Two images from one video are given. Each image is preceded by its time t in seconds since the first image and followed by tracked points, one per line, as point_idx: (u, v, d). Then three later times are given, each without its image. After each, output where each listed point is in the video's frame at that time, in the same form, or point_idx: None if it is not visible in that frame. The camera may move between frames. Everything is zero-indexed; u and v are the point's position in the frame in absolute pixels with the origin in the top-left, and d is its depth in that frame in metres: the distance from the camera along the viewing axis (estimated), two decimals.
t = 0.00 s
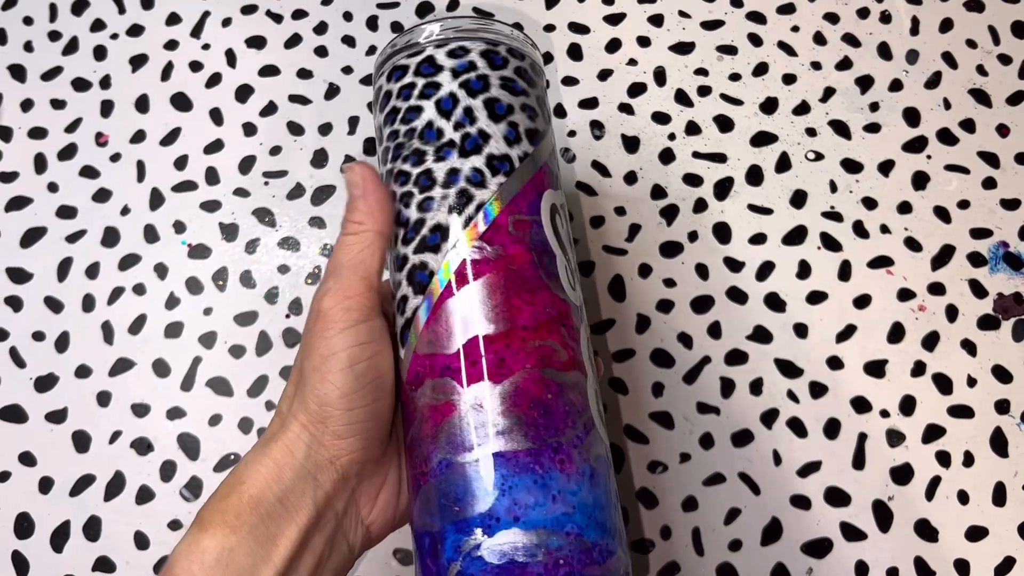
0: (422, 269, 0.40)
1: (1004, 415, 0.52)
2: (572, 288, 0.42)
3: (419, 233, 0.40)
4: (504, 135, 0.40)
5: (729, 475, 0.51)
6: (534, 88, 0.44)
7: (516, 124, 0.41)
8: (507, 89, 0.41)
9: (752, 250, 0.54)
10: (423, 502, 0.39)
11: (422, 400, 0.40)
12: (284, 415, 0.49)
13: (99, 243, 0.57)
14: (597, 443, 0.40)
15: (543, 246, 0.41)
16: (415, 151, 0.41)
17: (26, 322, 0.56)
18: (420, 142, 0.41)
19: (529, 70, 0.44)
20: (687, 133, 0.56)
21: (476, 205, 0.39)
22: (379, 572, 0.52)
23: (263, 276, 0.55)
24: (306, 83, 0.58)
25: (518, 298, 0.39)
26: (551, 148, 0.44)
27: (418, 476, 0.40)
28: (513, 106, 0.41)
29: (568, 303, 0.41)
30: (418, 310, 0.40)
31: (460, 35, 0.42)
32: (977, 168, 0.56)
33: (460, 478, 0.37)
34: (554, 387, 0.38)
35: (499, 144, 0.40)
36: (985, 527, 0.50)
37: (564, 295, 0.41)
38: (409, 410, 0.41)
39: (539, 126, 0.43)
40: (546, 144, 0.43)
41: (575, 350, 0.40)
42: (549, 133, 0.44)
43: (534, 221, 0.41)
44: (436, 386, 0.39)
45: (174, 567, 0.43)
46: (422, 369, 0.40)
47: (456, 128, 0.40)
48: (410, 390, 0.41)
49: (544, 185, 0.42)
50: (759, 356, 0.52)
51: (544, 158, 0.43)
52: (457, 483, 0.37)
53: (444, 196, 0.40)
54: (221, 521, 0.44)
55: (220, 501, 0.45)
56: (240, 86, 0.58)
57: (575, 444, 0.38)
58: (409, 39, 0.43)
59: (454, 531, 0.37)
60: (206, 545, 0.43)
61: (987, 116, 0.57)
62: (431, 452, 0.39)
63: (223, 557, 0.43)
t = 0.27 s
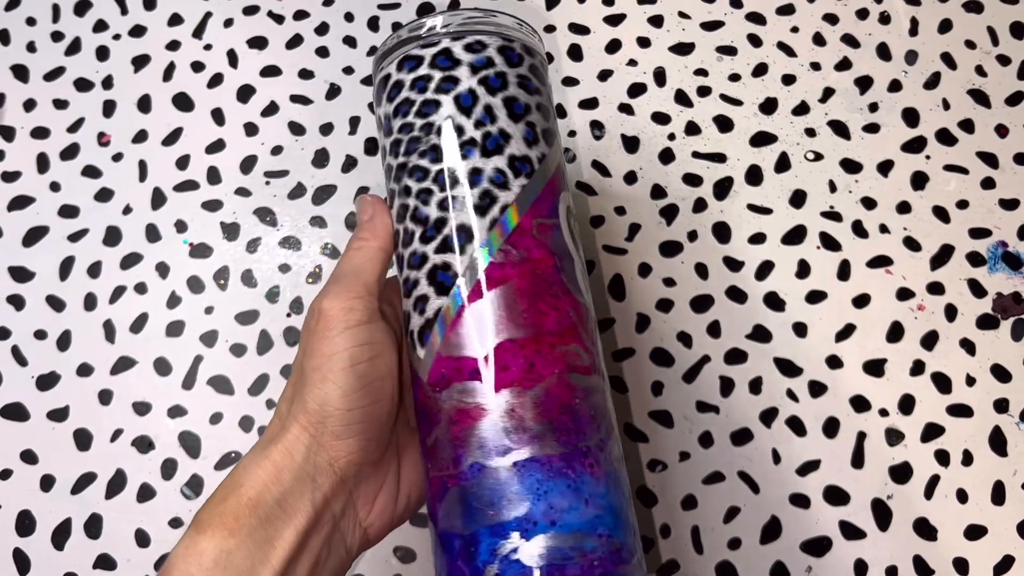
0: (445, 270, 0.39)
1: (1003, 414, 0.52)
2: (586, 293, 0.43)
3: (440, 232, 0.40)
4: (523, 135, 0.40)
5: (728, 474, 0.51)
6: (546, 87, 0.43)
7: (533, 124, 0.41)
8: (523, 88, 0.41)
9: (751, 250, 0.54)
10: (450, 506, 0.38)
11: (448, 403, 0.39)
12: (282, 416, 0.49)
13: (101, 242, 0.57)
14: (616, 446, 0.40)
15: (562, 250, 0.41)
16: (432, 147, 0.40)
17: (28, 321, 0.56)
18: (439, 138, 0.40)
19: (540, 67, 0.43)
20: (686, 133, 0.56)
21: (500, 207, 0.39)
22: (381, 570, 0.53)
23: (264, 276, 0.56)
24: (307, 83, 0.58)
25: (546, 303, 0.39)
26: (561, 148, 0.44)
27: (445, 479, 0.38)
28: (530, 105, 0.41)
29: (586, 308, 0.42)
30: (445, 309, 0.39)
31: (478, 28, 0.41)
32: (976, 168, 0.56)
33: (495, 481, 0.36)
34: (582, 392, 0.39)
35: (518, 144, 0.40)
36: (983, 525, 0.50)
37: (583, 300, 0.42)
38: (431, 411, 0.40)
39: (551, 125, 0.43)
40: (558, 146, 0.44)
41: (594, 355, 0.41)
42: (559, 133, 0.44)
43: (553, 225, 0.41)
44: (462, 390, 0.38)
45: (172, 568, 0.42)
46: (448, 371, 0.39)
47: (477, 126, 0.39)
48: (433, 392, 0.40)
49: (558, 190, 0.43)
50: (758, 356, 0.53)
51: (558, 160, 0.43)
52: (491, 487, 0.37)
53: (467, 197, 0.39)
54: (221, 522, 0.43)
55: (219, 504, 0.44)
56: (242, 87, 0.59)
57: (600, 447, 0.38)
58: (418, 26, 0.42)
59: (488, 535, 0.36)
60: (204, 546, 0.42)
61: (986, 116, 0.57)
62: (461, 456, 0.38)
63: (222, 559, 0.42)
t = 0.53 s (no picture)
0: (477, 258, 0.38)
1: (1000, 412, 0.52)
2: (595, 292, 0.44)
3: (472, 220, 0.38)
4: (550, 131, 0.40)
5: (726, 471, 0.51)
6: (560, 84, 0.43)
7: (556, 121, 0.41)
8: (546, 85, 0.41)
9: (749, 249, 0.55)
10: (480, 495, 0.37)
11: (479, 391, 0.38)
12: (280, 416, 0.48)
13: (103, 240, 0.57)
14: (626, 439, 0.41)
15: (581, 248, 0.42)
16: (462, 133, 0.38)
17: (30, 319, 0.56)
18: (471, 124, 0.38)
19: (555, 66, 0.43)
20: (685, 132, 0.57)
21: (533, 199, 0.38)
22: (380, 566, 0.53)
23: (265, 274, 0.56)
24: (308, 83, 0.59)
25: (573, 297, 0.39)
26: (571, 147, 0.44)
27: (475, 466, 0.37)
28: (553, 102, 0.41)
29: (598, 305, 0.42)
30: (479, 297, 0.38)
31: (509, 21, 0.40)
32: (973, 168, 0.56)
33: (532, 468, 0.36)
34: (603, 386, 0.39)
35: (547, 139, 0.40)
36: (980, 523, 0.50)
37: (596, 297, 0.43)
38: (458, 398, 0.38)
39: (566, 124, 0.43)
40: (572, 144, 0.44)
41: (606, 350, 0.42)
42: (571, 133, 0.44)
43: (574, 222, 0.42)
44: (499, 378, 0.37)
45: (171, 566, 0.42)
46: (480, 357, 0.38)
47: (509, 117, 0.38)
48: (460, 378, 0.38)
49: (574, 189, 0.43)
50: (756, 354, 0.53)
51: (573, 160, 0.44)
52: (528, 474, 0.36)
53: (501, 186, 0.38)
54: (218, 520, 0.44)
55: (216, 502, 0.44)
56: (243, 86, 0.59)
57: (618, 439, 0.39)
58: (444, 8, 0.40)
59: (525, 522, 0.35)
60: (201, 544, 0.43)
61: (983, 116, 0.57)
62: (495, 443, 0.37)
63: (219, 558, 0.42)
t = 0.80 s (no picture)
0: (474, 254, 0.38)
1: (997, 411, 0.52)
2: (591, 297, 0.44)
3: (473, 216, 0.38)
4: (554, 134, 0.41)
5: (723, 470, 0.51)
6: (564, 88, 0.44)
7: (559, 124, 0.41)
8: (551, 88, 0.41)
9: (747, 248, 0.55)
10: (464, 498, 0.37)
11: (470, 393, 0.37)
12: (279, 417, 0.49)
13: (102, 240, 0.57)
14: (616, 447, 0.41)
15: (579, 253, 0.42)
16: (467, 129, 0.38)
17: (30, 318, 0.57)
18: (476, 120, 0.38)
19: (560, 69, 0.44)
20: (682, 132, 0.57)
21: (535, 201, 0.39)
22: (377, 566, 0.53)
23: (264, 274, 0.56)
24: (307, 83, 0.59)
25: (568, 302, 0.39)
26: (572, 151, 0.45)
27: (462, 469, 0.37)
28: (557, 105, 0.42)
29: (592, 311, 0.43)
30: (477, 295, 0.38)
31: (518, 23, 0.41)
32: (970, 167, 0.57)
33: (520, 475, 0.36)
34: (594, 394, 0.40)
35: (550, 141, 0.40)
36: (977, 522, 0.50)
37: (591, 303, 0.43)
38: (447, 398, 0.38)
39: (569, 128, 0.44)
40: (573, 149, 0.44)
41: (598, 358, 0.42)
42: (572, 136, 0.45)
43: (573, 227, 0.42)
44: (492, 379, 0.37)
45: (169, 566, 0.43)
46: (472, 358, 0.37)
47: (516, 117, 0.39)
48: (451, 378, 0.38)
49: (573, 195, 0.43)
50: (754, 353, 0.53)
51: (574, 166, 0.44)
52: (516, 481, 0.36)
53: (504, 185, 0.38)
54: (215, 520, 0.44)
55: (214, 502, 0.45)
56: (242, 87, 0.59)
57: (607, 447, 0.40)
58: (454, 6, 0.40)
59: (511, 529, 0.35)
60: (199, 544, 0.43)
61: (980, 116, 0.58)
62: (483, 446, 0.36)
63: (216, 558, 0.43)
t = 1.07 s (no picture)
0: (501, 267, 0.37)
1: (996, 412, 0.52)
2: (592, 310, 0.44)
3: (497, 227, 0.37)
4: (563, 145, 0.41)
5: (723, 471, 0.51)
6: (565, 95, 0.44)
7: (566, 134, 0.42)
8: (559, 98, 0.42)
9: (746, 249, 0.55)
10: (489, 514, 0.36)
11: (495, 408, 0.37)
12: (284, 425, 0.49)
13: (103, 240, 0.58)
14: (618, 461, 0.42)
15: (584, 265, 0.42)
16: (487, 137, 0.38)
17: (30, 318, 0.57)
18: (498, 129, 0.38)
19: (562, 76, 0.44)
20: (682, 134, 0.57)
21: (554, 214, 0.39)
22: (377, 566, 0.53)
23: (264, 274, 0.56)
24: (307, 85, 0.59)
25: (578, 318, 0.40)
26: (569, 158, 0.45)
27: (487, 485, 0.36)
28: (564, 115, 0.42)
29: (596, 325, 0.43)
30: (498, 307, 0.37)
31: (532, 30, 0.41)
32: (969, 168, 0.57)
33: (550, 490, 0.36)
34: (602, 410, 0.41)
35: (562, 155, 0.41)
36: (976, 523, 0.50)
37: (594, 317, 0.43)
38: (468, 412, 0.37)
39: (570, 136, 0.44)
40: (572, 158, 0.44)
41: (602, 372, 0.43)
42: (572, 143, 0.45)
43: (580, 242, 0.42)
44: (518, 394, 0.37)
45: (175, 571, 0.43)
46: (497, 372, 0.37)
47: (534, 127, 0.39)
48: (473, 392, 0.37)
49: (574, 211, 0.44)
50: (753, 354, 0.53)
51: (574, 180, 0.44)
52: (545, 496, 0.36)
53: (526, 197, 0.38)
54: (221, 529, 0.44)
55: (220, 510, 0.45)
56: (242, 88, 0.59)
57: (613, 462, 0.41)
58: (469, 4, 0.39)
59: (541, 545, 0.35)
60: (205, 553, 0.43)
61: (979, 117, 0.58)
62: (510, 462, 0.36)
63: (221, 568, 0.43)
